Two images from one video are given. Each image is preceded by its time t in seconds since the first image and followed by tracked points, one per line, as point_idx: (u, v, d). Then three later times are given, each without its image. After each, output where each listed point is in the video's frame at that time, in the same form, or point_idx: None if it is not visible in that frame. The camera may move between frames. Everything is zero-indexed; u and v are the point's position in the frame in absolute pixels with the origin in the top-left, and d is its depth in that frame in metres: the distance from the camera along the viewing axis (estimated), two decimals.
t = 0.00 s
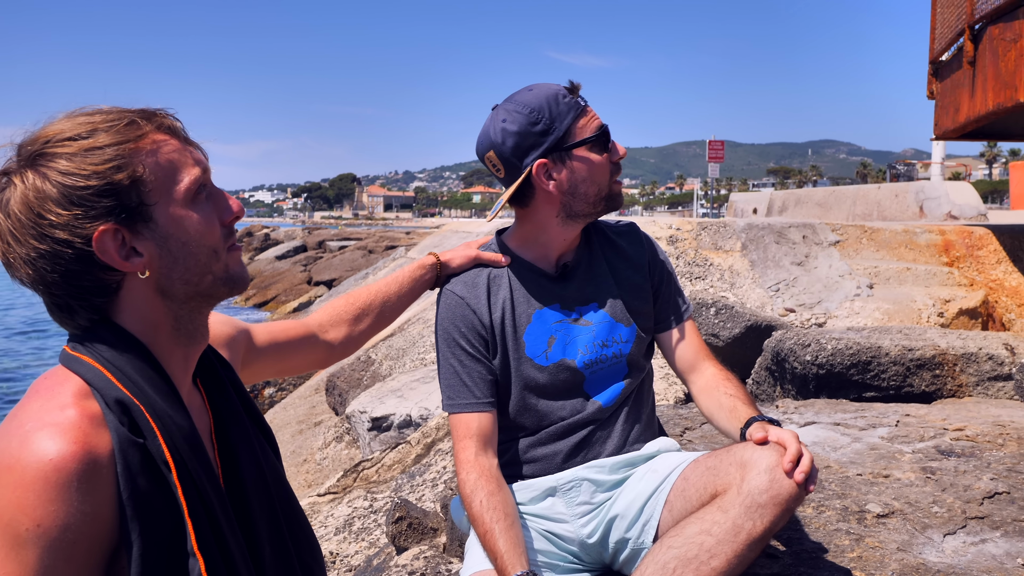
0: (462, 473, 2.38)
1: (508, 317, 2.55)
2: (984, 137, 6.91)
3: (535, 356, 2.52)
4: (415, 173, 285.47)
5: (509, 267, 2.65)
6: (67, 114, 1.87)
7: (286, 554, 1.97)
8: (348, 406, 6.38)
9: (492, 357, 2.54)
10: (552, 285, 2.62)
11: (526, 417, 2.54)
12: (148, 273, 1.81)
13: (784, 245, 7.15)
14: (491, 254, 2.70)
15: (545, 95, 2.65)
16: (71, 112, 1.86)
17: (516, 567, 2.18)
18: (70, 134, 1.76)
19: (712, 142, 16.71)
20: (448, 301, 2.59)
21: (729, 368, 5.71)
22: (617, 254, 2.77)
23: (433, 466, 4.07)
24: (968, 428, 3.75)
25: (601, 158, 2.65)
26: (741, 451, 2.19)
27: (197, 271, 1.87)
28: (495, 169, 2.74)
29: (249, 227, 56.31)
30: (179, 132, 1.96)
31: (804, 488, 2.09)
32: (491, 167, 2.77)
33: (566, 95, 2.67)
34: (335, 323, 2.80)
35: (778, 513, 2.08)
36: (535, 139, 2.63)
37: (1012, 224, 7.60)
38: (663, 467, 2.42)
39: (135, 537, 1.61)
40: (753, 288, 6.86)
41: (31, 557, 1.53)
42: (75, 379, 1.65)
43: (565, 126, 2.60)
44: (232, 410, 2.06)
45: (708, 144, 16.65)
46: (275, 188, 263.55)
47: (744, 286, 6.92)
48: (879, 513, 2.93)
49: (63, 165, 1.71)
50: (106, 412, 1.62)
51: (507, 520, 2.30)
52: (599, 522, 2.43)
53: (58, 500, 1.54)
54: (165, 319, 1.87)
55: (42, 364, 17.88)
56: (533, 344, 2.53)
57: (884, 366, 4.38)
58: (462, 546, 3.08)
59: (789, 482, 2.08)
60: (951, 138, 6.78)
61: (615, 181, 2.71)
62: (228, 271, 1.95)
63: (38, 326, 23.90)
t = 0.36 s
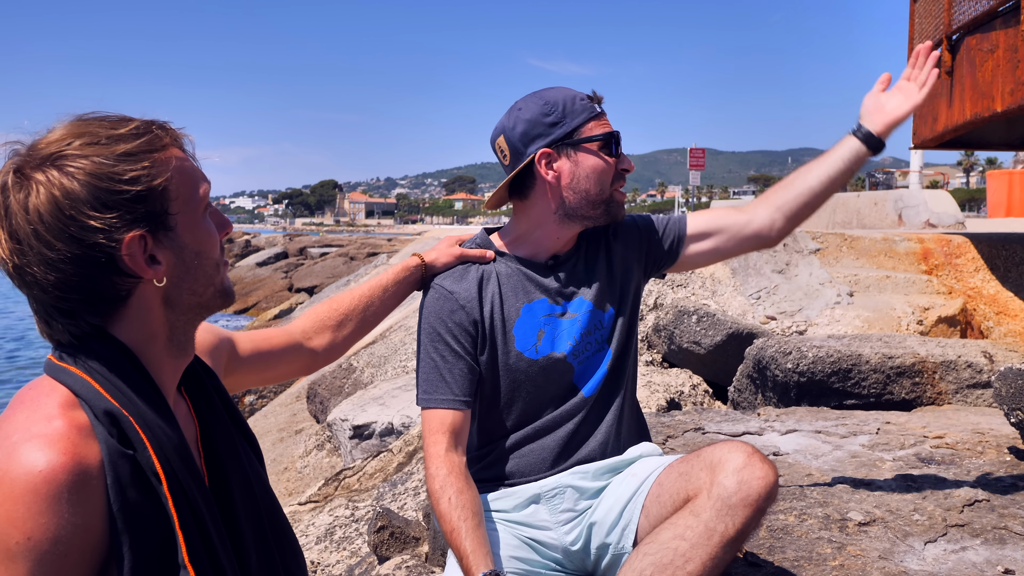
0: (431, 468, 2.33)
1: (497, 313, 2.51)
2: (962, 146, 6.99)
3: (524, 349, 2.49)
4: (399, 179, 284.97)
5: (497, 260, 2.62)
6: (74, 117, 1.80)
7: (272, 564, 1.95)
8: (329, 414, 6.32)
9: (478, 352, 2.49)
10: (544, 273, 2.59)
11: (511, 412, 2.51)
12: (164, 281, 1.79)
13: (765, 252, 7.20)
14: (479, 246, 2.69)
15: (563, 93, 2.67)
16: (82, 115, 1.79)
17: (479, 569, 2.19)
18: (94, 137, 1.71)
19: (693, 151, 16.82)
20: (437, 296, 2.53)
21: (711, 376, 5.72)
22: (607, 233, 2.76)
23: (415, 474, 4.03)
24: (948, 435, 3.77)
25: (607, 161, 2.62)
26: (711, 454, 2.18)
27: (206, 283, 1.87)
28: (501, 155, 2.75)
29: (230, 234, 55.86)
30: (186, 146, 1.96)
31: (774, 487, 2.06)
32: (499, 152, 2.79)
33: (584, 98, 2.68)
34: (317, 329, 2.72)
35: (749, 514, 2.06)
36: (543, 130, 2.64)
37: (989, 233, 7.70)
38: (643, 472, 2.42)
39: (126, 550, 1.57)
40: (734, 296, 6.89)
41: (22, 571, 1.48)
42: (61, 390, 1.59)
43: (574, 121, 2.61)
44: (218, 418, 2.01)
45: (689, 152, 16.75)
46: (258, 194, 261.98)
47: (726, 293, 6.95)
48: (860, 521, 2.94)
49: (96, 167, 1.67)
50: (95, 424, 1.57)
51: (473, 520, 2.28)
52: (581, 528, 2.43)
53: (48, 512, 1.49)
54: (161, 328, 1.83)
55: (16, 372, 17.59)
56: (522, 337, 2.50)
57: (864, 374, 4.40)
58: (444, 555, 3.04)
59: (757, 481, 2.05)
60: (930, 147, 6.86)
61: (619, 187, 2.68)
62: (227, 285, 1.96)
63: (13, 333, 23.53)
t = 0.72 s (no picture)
0: (416, 451, 2.31)
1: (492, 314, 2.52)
2: (941, 152, 7.08)
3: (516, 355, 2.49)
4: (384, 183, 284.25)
5: (493, 266, 2.60)
6: (73, 119, 1.78)
7: (268, 565, 1.93)
8: (311, 419, 6.28)
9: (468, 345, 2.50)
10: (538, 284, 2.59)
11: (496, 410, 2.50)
12: (160, 283, 1.77)
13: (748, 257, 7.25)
14: (480, 250, 2.65)
15: (570, 98, 2.67)
16: (82, 117, 1.77)
17: (468, 554, 2.16)
18: (95, 139, 1.69)
19: (676, 156, 16.93)
20: (434, 288, 2.55)
21: (694, 380, 5.74)
22: (605, 247, 2.77)
23: (397, 478, 4.01)
24: (927, 439, 3.81)
25: (608, 169, 2.65)
26: (677, 450, 2.20)
27: (201, 286, 1.86)
28: (504, 156, 2.71)
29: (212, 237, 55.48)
30: (186, 150, 1.95)
31: (739, 478, 2.09)
32: (502, 155, 2.75)
33: (590, 105, 2.69)
34: (318, 309, 2.71)
35: (718, 506, 2.07)
36: (550, 133, 2.63)
37: (968, 238, 7.78)
38: (618, 468, 2.42)
39: (128, 547, 1.55)
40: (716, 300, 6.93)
41: (23, 568, 1.44)
42: (59, 388, 1.57)
43: (581, 128, 2.61)
44: (213, 417, 1.98)
45: (672, 157, 16.83)
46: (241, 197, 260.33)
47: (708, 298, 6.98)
48: (841, 524, 2.96)
49: (96, 168, 1.65)
50: (95, 421, 1.55)
51: (457, 503, 2.24)
52: (563, 528, 2.43)
53: (51, 507, 1.46)
54: (158, 330, 1.82)
55: None
56: (516, 344, 2.50)
57: (845, 378, 4.44)
58: (427, 559, 3.03)
59: (724, 473, 2.07)
60: (910, 154, 6.94)
61: (614, 200, 2.72)
62: (221, 289, 1.95)
63: None
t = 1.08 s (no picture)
0: (407, 461, 2.32)
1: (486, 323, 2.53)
2: (927, 158, 7.14)
3: (507, 360, 2.51)
4: (373, 187, 283.78)
5: (487, 271, 2.63)
6: (85, 125, 1.78)
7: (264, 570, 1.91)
8: (299, 424, 6.26)
9: (461, 354, 2.51)
10: (533, 294, 2.62)
11: (488, 420, 2.49)
12: (168, 286, 1.76)
13: (736, 262, 7.28)
14: (473, 257, 2.67)
15: (567, 111, 2.65)
16: (93, 123, 1.77)
17: (457, 557, 2.18)
18: (106, 143, 1.69)
19: (665, 161, 17.00)
20: (428, 298, 2.54)
21: (683, 385, 5.76)
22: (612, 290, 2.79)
23: (386, 484, 4.00)
24: (914, 443, 3.84)
25: (608, 182, 2.65)
26: (678, 462, 2.21)
27: (208, 290, 1.85)
28: (504, 174, 2.69)
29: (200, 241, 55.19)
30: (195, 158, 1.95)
31: (740, 494, 2.11)
32: (500, 171, 2.73)
33: (587, 117, 2.67)
34: (309, 331, 2.73)
35: (717, 521, 2.09)
36: (550, 151, 2.61)
37: (954, 243, 7.85)
38: (614, 478, 2.43)
39: (130, 548, 1.53)
40: (705, 305, 6.95)
41: (28, 566, 1.44)
42: (65, 389, 1.56)
43: (581, 144, 2.61)
44: (212, 424, 1.97)
45: (661, 161, 16.87)
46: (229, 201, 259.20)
47: (696, 303, 7.01)
48: (828, 528, 2.97)
49: (108, 171, 1.64)
50: (100, 423, 1.54)
51: (449, 510, 2.26)
52: (552, 535, 2.43)
53: (56, 507, 1.45)
54: (163, 333, 1.81)
55: None
56: (508, 348, 2.51)
57: (832, 383, 4.46)
58: (415, 565, 3.02)
59: (726, 488, 2.09)
60: (896, 159, 7.00)
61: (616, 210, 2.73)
62: (227, 296, 1.94)
63: None
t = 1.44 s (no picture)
0: (406, 482, 2.36)
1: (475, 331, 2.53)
2: (927, 162, 7.15)
3: (499, 369, 2.52)
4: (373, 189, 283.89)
5: (473, 276, 2.64)
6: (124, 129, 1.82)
7: None
8: (299, 426, 6.26)
9: (453, 367, 2.51)
10: (520, 298, 2.61)
11: (484, 431, 2.51)
12: (193, 287, 1.78)
13: (736, 265, 7.28)
14: (457, 263, 2.68)
15: (562, 118, 2.61)
16: (132, 128, 1.82)
17: None
18: (141, 146, 1.73)
19: (665, 164, 17.02)
20: (414, 310, 2.53)
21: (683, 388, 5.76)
22: (609, 294, 2.81)
23: (386, 486, 4.00)
24: (914, 447, 3.84)
25: (602, 193, 2.65)
26: (690, 474, 2.21)
27: (232, 294, 1.86)
28: (495, 181, 2.68)
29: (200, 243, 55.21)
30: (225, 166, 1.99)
31: (753, 509, 2.10)
32: (491, 177, 2.72)
33: (582, 123, 2.65)
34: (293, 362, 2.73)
35: (728, 535, 2.09)
36: (544, 161, 2.59)
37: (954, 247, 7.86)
38: (617, 488, 2.46)
39: (152, 549, 1.54)
40: (705, 309, 6.95)
41: (52, 564, 1.43)
42: (90, 389, 1.57)
43: (576, 154, 2.59)
44: (229, 432, 1.98)
45: (661, 164, 16.85)
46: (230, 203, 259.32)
47: (696, 306, 7.01)
48: (829, 532, 2.97)
49: (141, 170, 1.68)
50: (125, 424, 1.55)
51: (450, 530, 2.31)
52: (553, 544, 2.46)
53: (82, 505, 1.45)
54: (187, 335, 1.82)
55: None
56: (499, 357, 2.53)
57: (832, 387, 4.46)
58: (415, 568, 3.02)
59: (739, 503, 2.08)
60: (896, 163, 7.01)
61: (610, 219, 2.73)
62: (252, 302, 1.96)
63: None
